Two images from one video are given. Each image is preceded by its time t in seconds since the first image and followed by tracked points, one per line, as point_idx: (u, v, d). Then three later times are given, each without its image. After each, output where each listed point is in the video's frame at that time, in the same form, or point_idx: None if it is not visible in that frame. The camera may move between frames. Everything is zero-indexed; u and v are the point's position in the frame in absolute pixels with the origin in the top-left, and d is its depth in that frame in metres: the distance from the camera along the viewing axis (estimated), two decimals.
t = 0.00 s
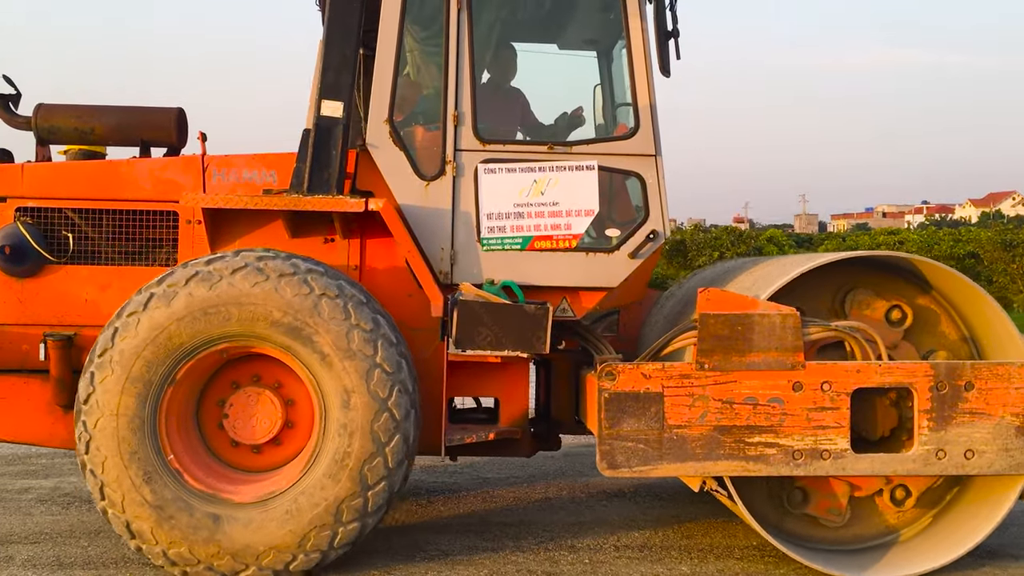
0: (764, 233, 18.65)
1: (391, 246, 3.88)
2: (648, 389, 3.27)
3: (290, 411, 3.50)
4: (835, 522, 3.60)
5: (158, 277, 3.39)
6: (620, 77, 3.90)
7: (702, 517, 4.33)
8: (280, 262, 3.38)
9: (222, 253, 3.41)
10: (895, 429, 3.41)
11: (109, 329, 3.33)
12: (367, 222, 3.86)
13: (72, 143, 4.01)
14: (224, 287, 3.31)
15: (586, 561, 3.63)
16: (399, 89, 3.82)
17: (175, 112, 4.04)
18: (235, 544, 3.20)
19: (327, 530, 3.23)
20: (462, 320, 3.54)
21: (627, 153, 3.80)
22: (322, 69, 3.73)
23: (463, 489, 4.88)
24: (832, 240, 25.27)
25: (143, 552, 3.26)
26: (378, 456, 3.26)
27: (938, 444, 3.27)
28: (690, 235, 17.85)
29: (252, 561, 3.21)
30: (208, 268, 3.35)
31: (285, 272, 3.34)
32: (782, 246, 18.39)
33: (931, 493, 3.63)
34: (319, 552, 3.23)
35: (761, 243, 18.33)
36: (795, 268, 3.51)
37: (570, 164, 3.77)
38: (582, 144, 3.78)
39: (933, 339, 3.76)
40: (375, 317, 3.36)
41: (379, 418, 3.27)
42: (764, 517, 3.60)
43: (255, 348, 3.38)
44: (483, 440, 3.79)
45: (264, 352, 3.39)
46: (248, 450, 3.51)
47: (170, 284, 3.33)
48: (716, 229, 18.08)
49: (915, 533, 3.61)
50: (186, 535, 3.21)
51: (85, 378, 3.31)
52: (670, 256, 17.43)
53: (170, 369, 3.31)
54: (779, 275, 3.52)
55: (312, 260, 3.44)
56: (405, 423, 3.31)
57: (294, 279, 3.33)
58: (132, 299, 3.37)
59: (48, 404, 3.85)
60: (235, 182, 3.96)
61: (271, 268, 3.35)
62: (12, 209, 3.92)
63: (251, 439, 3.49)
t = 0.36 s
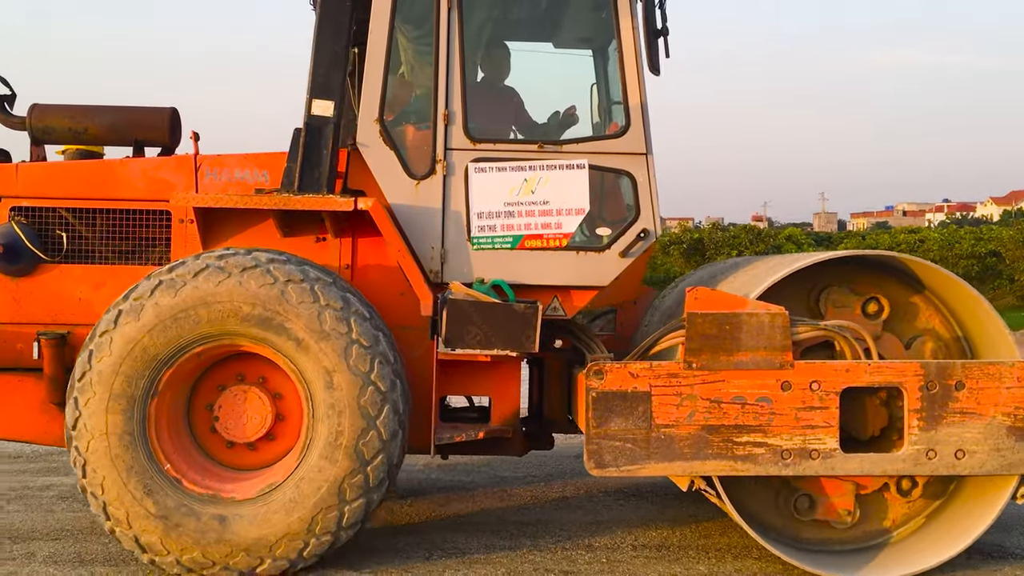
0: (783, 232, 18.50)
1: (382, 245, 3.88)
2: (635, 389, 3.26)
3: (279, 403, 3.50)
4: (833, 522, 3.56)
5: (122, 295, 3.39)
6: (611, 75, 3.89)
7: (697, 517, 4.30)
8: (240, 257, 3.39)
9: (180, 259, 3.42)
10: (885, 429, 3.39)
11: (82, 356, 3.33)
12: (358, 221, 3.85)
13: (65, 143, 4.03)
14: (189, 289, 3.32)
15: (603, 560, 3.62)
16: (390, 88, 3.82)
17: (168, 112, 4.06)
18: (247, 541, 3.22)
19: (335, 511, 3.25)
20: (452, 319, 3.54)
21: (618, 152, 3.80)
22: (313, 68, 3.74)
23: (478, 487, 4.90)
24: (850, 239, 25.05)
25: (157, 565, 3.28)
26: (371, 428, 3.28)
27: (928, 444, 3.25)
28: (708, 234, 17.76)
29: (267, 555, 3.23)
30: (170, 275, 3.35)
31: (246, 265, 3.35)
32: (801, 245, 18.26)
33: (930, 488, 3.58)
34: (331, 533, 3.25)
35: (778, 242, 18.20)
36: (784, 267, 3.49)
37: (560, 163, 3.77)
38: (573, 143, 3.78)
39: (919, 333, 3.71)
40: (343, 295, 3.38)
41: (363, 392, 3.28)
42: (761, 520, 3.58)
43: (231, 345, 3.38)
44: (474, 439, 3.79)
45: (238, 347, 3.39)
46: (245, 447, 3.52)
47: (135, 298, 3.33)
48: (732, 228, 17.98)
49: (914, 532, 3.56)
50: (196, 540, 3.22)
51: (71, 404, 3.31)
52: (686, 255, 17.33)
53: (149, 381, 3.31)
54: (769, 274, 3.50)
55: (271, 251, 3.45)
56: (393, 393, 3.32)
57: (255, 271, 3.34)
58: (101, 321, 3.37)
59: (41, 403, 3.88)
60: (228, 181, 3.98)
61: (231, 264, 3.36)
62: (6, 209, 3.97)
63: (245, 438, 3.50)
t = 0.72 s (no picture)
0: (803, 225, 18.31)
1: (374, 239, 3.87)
2: (624, 382, 3.26)
3: (268, 390, 3.52)
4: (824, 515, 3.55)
5: (91, 314, 3.39)
6: (602, 68, 3.88)
7: (690, 513, 4.28)
8: (200, 252, 3.40)
9: (141, 267, 3.43)
10: (876, 423, 3.37)
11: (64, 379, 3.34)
12: (350, 215, 3.85)
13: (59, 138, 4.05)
14: (156, 292, 3.33)
15: (623, 554, 3.62)
16: (381, 82, 3.82)
17: (160, 107, 4.08)
18: (258, 527, 3.24)
19: (340, 482, 3.26)
20: (442, 313, 3.54)
21: (609, 145, 3.79)
22: (303, 63, 3.75)
23: (497, 479, 4.97)
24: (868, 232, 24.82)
25: (174, 569, 3.29)
26: (360, 394, 3.29)
27: (918, 438, 3.22)
28: (727, 228, 17.66)
29: (282, 538, 3.25)
30: (135, 283, 3.36)
31: (207, 258, 3.37)
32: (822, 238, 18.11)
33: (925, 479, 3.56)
34: (339, 504, 3.27)
35: (798, 235, 18.02)
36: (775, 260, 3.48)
37: (551, 156, 3.76)
38: (563, 136, 3.77)
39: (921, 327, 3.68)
40: (308, 271, 3.39)
41: (346, 360, 3.30)
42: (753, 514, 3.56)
43: (208, 341, 3.39)
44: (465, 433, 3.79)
45: (215, 341, 3.40)
46: (245, 440, 3.53)
47: (104, 312, 3.34)
48: (753, 222, 17.91)
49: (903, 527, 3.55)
50: (208, 537, 3.23)
51: (64, 426, 3.32)
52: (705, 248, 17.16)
53: (133, 391, 3.32)
54: (760, 267, 3.49)
55: (230, 242, 3.46)
56: (375, 356, 3.34)
57: (218, 262, 3.36)
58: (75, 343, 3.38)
59: (37, 396, 3.92)
60: (220, 176, 3.98)
61: (192, 260, 3.37)
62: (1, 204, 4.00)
63: (241, 431, 3.51)
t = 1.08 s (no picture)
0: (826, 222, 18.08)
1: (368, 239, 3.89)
2: (614, 380, 3.26)
3: (260, 384, 3.54)
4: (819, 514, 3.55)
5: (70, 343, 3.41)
6: (592, 67, 3.88)
7: (686, 512, 4.26)
8: (165, 260, 3.43)
9: (109, 287, 3.45)
10: (868, 421, 3.36)
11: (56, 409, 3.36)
12: (344, 215, 3.86)
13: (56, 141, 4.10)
14: (128, 306, 3.35)
15: (645, 553, 3.61)
16: (373, 82, 3.83)
17: (156, 109, 4.11)
18: (271, 514, 3.26)
19: (343, 456, 3.28)
20: (434, 312, 3.55)
21: (601, 143, 3.79)
22: (296, 64, 3.76)
23: (519, 477, 4.99)
24: (889, 228, 24.51)
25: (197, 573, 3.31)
26: (346, 367, 3.32)
27: (910, 436, 3.21)
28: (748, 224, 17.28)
29: (296, 521, 3.27)
30: (107, 302, 3.38)
31: (172, 263, 3.40)
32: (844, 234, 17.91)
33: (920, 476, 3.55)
34: (345, 479, 3.29)
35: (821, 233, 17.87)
36: (766, 257, 3.47)
37: (543, 155, 3.76)
38: (555, 135, 3.77)
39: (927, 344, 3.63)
40: (273, 259, 3.43)
41: (325, 335, 3.33)
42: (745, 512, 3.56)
43: (189, 344, 3.41)
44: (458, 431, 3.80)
45: (196, 343, 3.42)
46: (246, 437, 3.55)
47: (81, 337, 3.37)
48: (774, 219, 17.84)
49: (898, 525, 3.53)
50: (223, 534, 3.25)
51: (65, 453, 3.35)
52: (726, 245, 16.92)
53: (123, 408, 3.34)
54: (750, 265, 3.49)
55: (192, 245, 3.49)
56: (352, 326, 3.37)
57: (184, 266, 3.39)
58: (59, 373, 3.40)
59: (36, 396, 3.96)
60: (215, 177, 4.01)
61: (159, 268, 3.40)
62: None
63: (240, 429, 3.53)
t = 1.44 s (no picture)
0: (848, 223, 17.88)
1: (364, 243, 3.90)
2: (605, 383, 3.26)
3: (252, 383, 3.56)
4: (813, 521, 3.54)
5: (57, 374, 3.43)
6: (585, 69, 3.87)
7: (683, 516, 4.24)
8: (136, 275, 3.45)
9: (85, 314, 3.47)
10: (862, 423, 3.34)
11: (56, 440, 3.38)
12: (340, 219, 3.88)
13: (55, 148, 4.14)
14: (107, 326, 3.37)
15: (670, 556, 3.61)
16: (367, 87, 3.84)
17: (154, 115, 4.15)
18: (280, 502, 3.29)
19: (342, 435, 3.31)
20: (427, 315, 3.56)
21: (595, 146, 3.78)
22: (291, 69, 3.78)
23: (539, 480, 4.99)
24: (912, 229, 24.16)
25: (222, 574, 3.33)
26: (329, 348, 3.34)
27: (905, 438, 3.19)
28: (772, 228, 17.68)
29: (307, 505, 3.30)
30: (86, 326, 3.40)
31: (143, 277, 3.42)
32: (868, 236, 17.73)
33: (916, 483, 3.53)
34: (349, 456, 3.31)
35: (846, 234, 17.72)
36: (755, 260, 3.46)
37: (536, 158, 3.77)
38: (548, 138, 3.78)
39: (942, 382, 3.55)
40: (239, 255, 3.45)
41: (305, 319, 3.35)
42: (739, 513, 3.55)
43: (173, 353, 3.44)
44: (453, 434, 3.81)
45: (180, 352, 3.44)
46: (248, 437, 3.58)
47: (67, 364, 3.39)
48: (799, 220, 17.76)
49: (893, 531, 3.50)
50: (239, 532, 3.28)
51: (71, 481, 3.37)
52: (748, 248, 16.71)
53: (118, 428, 3.36)
54: (742, 267, 3.48)
55: (159, 258, 3.50)
56: (327, 307, 3.39)
57: (154, 278, 3.40)
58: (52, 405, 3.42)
59: (37, 400, 3.99)
60: (212, 182, 4.04)
61: (130, 285, 3.42)
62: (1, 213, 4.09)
63: (239, 430, 3.55)
